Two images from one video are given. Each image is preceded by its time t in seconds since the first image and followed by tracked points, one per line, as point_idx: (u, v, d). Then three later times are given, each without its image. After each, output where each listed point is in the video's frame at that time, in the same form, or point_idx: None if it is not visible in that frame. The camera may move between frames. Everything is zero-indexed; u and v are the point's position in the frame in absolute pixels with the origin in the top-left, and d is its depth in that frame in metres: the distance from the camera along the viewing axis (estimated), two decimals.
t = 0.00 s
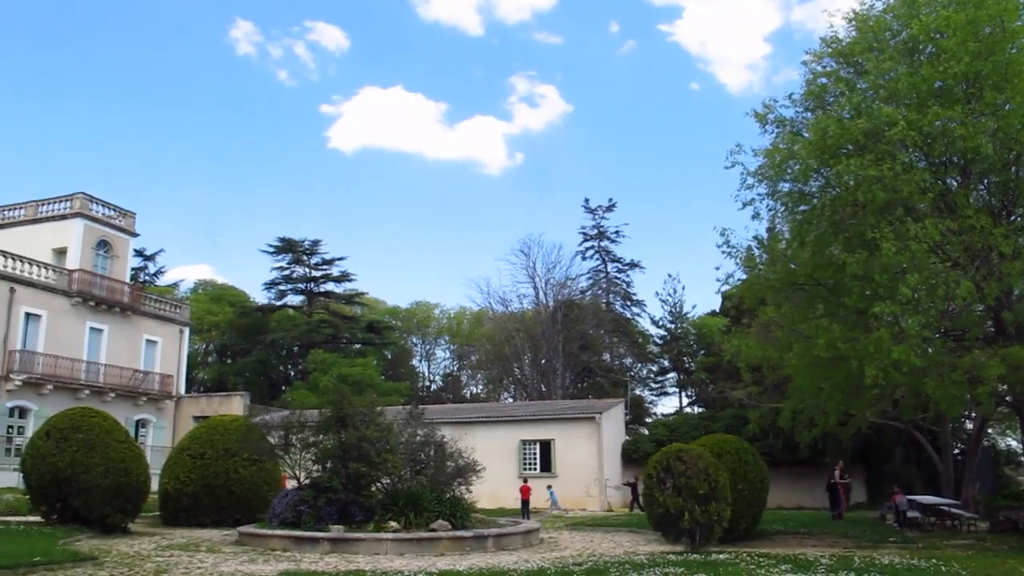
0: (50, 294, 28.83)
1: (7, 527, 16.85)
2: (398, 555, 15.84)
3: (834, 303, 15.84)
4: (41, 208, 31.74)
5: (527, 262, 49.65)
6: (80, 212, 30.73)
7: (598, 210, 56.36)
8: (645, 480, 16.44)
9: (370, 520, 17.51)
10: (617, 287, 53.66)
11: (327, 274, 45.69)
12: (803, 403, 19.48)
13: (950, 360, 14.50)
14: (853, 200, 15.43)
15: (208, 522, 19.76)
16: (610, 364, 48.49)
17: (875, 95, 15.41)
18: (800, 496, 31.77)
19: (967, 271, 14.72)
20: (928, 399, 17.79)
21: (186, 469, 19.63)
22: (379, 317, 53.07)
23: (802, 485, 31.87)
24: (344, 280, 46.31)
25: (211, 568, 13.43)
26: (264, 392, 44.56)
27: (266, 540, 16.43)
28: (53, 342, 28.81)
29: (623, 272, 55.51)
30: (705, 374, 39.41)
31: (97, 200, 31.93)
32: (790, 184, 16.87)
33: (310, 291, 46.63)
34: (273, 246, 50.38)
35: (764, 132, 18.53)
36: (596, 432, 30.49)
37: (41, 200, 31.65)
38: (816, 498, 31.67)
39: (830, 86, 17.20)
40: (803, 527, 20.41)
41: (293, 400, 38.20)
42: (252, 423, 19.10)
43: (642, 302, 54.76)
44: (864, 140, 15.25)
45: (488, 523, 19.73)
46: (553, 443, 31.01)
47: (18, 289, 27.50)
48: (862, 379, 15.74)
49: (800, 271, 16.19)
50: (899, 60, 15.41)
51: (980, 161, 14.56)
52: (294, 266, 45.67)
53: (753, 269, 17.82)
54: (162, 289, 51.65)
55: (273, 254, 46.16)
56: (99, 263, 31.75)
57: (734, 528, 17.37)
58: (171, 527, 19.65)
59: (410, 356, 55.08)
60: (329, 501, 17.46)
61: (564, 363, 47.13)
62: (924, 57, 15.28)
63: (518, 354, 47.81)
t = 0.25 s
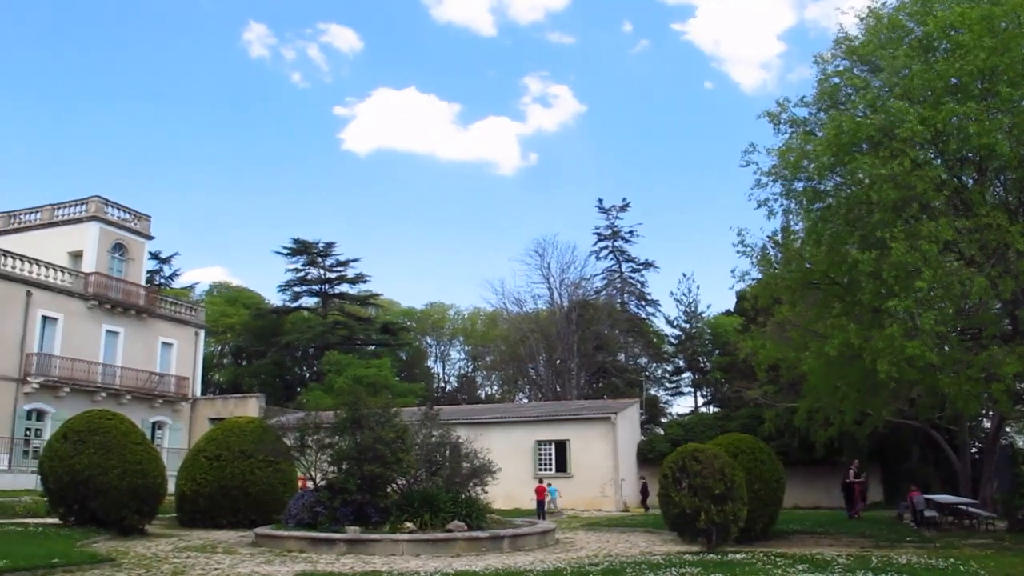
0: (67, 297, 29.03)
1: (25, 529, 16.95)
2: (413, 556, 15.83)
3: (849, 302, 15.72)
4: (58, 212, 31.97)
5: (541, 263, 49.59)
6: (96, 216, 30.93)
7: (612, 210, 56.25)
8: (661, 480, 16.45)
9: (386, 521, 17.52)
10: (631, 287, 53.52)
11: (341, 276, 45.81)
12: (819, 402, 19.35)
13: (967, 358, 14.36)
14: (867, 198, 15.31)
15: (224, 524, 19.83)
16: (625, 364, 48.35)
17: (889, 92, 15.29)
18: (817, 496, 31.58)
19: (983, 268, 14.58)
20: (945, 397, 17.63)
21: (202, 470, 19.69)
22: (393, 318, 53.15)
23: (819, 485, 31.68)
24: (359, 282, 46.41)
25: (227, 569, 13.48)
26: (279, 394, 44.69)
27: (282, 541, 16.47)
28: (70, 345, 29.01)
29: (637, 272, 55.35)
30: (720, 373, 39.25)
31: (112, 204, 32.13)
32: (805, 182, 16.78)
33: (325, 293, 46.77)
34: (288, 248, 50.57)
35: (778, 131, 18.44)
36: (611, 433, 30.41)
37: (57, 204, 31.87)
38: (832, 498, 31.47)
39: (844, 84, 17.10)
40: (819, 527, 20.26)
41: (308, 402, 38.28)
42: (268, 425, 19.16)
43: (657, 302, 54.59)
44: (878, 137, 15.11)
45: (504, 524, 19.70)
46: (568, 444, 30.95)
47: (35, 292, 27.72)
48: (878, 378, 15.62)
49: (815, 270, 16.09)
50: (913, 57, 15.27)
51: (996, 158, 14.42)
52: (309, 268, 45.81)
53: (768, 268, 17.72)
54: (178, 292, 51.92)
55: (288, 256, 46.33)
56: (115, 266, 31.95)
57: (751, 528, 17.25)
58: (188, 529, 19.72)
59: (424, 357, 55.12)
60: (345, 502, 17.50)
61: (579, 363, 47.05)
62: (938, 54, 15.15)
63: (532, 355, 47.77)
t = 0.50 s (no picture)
0: (81, 303, 29.21)
1: (42, 534, 17.04)
2: (429, 559, 15.81)
3: (863, 300, 15.62)
4: (72, 218, 32.18)
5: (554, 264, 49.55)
6: (109, 222, 31.11)
7: (624, 211, 56.16)
8: (676, 481, 16.40)
9: (401, 524, 17.50)
10: (644, 287, 53.40)
11: (354, 280, 45.90)
12: (833, 401, 19.23)
13: (983, 355, 14.25)
14: (880, 195, 15.21)
15: (240, 528, 19.88)
16: (639, 365, 48.23)
17: (901, 89, 15.19)
18: (833, 495, 31.39)
19: (998, 265, 14.46)
20: (961, 395, 17.50)
21: (218, 475, 19.74)
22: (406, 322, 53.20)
23: (835, 484, 31.48)
24: (371, 286, 46.49)
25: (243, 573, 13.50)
26: (293, 398, 44.79)
27: (298, 545, 16.51)
28: (85, 351, 29.17)
29: (650, 273, 55.24)
30: (734, 373, 39.08)
31: (126, 210, 32.31)
32: (816, 182, 16.69)
33: (338, 297, 46.88)
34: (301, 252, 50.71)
35: (788, 131, 18.36)
36: (625, 434, 30.33)
37: (71, 211, 32.07)
38: (849, 498, 31.28)
39: (855, 83, 17.01)
40: (836, 527, 20.13)
41: (322, 406, 38.37)
42: (282, 429, 19.20)
43: (669, 302, 54.46)
44: (890, 134, 15.01)
45: (519, 526, 19.66)
46: (582, 445, 30.88)
47: (49, 298, 27.92)
48: (893, 377, 15.51)
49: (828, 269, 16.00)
50: (924, 54, 15.17)
51: (1010, 153, 14.30)
52: (321, 272, 45.92)
53: (781, 267, 17.64)
54: (192, 297, 52.12)
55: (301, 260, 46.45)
56: (129, 272, 32.12)
57: (767, 528, 17.15)
58: (203, 533, 19.78)
59: (438, 360, 55.15)
60: (360, 506, 17.36)
61: (593, 364, 46.96)
62: (950, 50, 15.03)
63: (546, 356, 47.72)
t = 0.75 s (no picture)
0: (93, 308, 29.35)
1: (55, 537, 17.11)
2: (441, 561, 15.81)
3: (874, 300, 15.56)
4: (83, 223, 32.35)
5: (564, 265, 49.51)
6: (120, 226, 31.26)
7: (633, 212, 56.08)
8: (687, 482, 16.37)
9: (412, 526, 17.50)
10: (654, 288, 53.32)
11: (364, 282, 45.98)
12: (845, 401, 19.15)
13: (995, 354, 14.16)
14: (890, 194, 15.14)
15: (252, 531, 19.92)
16: (649, 366, 48.14)
17: (910, 88, 15.11)
18: (845, 495, 31.26)
19: (1010, 263, 14.37)
20: (974, 395, 17.41)
21: (229, 478, 19.77)
22: (416, 324, 53.25)
23: (848, 484, 31.34)
24: (381, 288, 46.55)
25: None
26: (304, 401, 44.89)
27: (310, 548, 16.55)
28: (97, 355, 29.32)
29: (660, 274, 55.15)
30: (745, 374, 38.96)
31: (137, 214, 32.46)
32: (826, 182, 16.63)
33: (348, 300, 46.97)
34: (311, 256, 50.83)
35: (798, 131, 18.32)
36: (636, 434, 30.28)
37: (82, 216, 32.25)
38: (861, 498, 31.15)
39: (864, 82, 16.95)
40: (849, 527, 20.04)
41: (333, 409, 38.45)
42: (294, 432, 19.24)
43: (680, 303, 54.35)
44: (900, 133, 14.92)
45: (530, 528, 19.66)
46: (593, 446, 30.85)
47: (61, 303, 28.07)
48: (905, 376, 15.44)
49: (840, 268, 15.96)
50: (934, 52, 15.09)
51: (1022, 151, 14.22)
52: (331, 275, 46.03)
53: (792, 267, 17.59)
54: (202, 301, 52.29)
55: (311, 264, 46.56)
56: (140, 276, 32.27)
57: (779, 529, 17.09)
58: (215, 536, 19.85)
59: (448, 362, 55.17)
60: (371, 508, 17.36)
61: (603, 365, 46.90)
62: (961, 48, 14.94)
63: (556, 357, 47.70)
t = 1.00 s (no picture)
0: (109, 310, 29.55)
1: (73, 537, 17.24)
2: (456, 561, 15.83)
3: (890, 299, 15.47)
4: (99, 225, 32.58)
5: (577, 266, 49.45)
6: (135, 229, 31.46)
7: (647, 212, 55.97)
8: (702, 482, 16.31)
9: (427, 527, 17.51)
10: (668, 287, 53.19)
11: (377, 283, 46.08)
12: (861, 401, 19.05)
13: (1012, 353, 14.06)
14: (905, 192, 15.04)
15: (268, 531, 20.00)
16: (664, 366, 48.02)
17: (926, 86, 15.01)
18: (861, 496, 31.07)
19: None
20: (991, 394, 17.28)
21: (245, 479, 19.86)
22: (430, 325, 53.31)
23: (864, 484, 31.16)
24: (395, 289, 46.63)
25: None
26: (319, 402, 45.02)
27: (325, 548, 16.60)
28: (113, 357, 29.51)
29: (674, 273, 55.01)
30: (760, 373, 38.80)
31: (152, 217, 32.65)
32: (840, 181, 16.54)
33: (362, 300, 47.10)
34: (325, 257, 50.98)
35: (811, 130, 18.23)
36: (651, 434, 30.21)
37: (98, 218, 32.46)
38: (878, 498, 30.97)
39: (878, 80, 16.84)
40: (865, 527, 19.93)
41: (348, 409, 38.57)
42: (309, 432, 19.31)
43: (694, 303, 54.19)
44: (915, 131, 14.83)
45: (545, 528, 19.65)
46: (608, 447, 30.80)
47: (78, 305, 28.28)
48: (921, 376, 15.35)
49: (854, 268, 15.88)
50: (949, 49, 14.98)
51: None
52: (345, 276, 46.15)
53: (806, 266, 17.52)
54: (217, 302, 52.52)
55: (325, 265, 46.70)
56: (155, 278, 32.46)
57: (795, 529, 17.01)
58: (231, 536, 19.94)
59: (462, 363, 55.22)
60: (386, 508, 17.41)
61: (617, 365, 46.82)
62: (976, 45, 14.82)
63: (570, 358, 47.69)
